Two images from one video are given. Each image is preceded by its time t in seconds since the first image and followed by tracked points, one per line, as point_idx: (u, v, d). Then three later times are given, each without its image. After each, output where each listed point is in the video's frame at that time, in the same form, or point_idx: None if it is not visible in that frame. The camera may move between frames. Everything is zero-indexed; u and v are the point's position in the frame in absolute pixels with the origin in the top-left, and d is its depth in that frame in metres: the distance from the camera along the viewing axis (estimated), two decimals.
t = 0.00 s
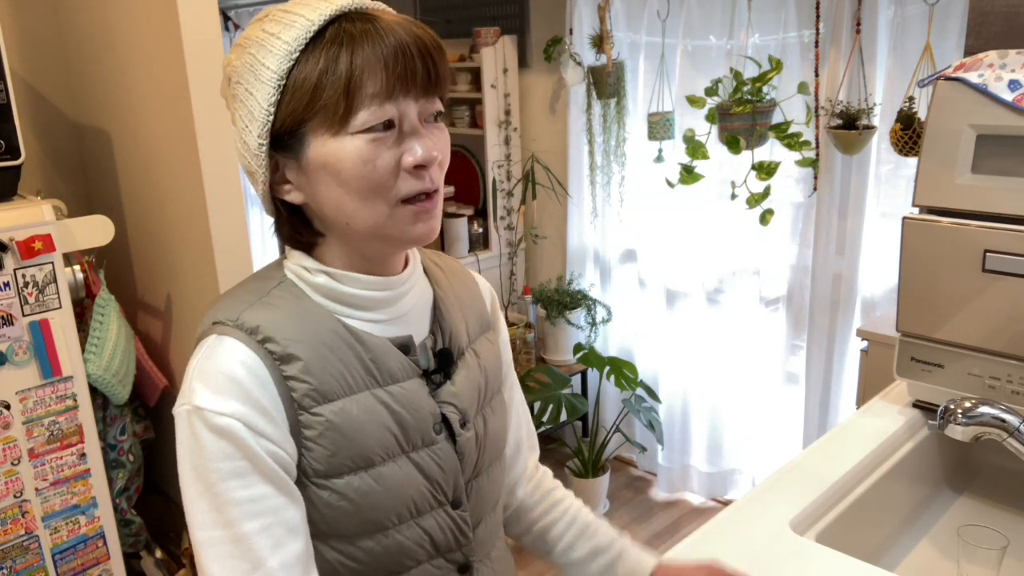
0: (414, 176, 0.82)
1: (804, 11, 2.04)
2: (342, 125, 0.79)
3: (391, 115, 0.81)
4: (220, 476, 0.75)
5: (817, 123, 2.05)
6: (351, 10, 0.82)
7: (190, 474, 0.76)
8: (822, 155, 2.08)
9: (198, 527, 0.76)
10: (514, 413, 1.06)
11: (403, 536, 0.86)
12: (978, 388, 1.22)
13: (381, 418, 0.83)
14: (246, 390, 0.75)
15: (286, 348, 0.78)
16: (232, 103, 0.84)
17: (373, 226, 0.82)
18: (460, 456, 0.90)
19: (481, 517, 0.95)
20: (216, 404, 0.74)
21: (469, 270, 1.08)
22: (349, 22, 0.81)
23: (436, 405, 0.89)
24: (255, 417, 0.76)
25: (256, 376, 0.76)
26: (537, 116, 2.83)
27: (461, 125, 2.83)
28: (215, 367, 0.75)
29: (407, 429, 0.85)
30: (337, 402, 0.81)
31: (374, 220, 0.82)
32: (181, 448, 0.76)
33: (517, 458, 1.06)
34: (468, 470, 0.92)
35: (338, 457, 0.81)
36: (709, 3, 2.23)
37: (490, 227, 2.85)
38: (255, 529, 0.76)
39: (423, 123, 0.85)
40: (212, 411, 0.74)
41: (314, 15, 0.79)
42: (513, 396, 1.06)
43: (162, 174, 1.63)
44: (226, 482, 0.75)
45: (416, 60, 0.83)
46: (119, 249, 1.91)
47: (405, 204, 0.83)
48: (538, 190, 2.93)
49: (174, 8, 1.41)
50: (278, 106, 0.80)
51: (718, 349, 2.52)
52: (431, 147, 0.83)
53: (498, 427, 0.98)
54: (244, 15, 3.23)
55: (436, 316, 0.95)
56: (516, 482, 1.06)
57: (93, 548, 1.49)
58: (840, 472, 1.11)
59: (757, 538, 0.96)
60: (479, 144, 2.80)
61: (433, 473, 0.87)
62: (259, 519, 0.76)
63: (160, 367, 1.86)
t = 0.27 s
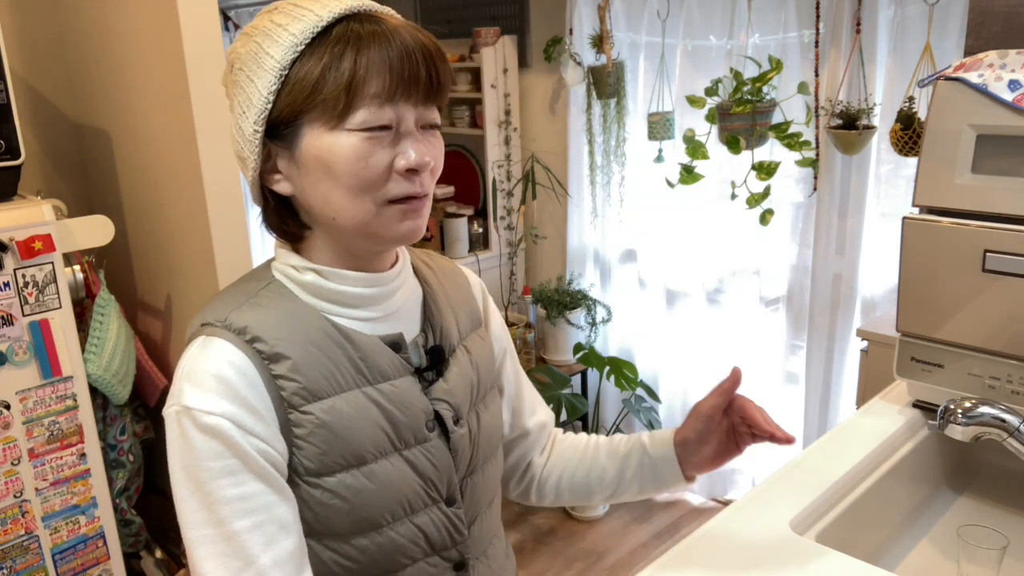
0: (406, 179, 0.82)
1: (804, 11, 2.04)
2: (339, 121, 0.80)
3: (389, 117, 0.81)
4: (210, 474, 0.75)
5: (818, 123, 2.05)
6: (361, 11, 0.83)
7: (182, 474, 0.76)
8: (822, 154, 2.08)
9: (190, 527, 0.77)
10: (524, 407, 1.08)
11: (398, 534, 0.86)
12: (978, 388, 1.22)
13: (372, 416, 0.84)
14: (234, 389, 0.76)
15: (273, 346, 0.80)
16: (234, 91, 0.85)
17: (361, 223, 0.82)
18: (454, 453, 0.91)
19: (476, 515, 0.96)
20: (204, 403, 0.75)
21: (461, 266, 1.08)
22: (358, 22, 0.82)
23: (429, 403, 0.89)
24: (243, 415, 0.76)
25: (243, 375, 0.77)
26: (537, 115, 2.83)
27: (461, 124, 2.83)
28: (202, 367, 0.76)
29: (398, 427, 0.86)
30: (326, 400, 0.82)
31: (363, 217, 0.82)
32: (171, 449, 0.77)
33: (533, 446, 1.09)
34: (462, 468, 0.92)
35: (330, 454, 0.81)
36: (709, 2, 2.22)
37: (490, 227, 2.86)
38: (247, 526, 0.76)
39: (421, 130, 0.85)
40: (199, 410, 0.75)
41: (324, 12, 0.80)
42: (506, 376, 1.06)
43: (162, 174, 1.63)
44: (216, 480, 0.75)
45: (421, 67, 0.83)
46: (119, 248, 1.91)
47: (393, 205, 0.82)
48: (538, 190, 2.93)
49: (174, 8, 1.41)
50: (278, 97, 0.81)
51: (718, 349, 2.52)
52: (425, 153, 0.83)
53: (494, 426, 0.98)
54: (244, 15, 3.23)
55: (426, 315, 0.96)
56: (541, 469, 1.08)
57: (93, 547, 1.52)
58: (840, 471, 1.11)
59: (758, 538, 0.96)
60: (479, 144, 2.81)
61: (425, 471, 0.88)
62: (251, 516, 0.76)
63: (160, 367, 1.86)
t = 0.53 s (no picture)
0: (393, 172, 0.82)
1: (804, 11, 2.04)
2: (323, 117, 0.80)
3: (373, 110, 0.82)
4: (202, 474, 0.76)
5: (817, 123, 2.05)
6: (345, 8, 0.84)
7: (175, 474, 0.77)
8: (822, 154, 2.08)
9: (183, 527, 0.77)
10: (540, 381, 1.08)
11: (392, 535, 0.86)
12: (978, 388, 1.22)
13: (365, 418, 0.84)
14: (225, 389, 0.77)
15: (265, 347, 0.80)
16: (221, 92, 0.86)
17: (351, 218, 0.82)
18: (449, 455, 0.90)
19: (472, 516, 0.95)
20: (196, 403, 0.76)
21: (460, 267, 1.08)
22: (340, 18, 0.82)
23: (423, 404, 0.89)
24: (234, 415, 0.77)
25: (235, 376, 0.78)
26: (537, 115, 2.83)
27: (461, 124, 2.83)
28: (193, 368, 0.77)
29: (391, 428, 0.86)
30: (318, 402, 0.82)
31: (352, 212, 0.82)
32: (164, 448, 0.77)
33: (555, 429, 1.05)
34: (458, 469, 0.92)
35: (321, 456, 0.81)
36: (709, 3, 2.23)
37: (490, 227, 2.86)
38: (239, 525, 0.76)
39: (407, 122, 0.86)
40: (191, 410, 0.75)
41: (305, 9, 0.81)
42: (513, 349, 1.07)
43: (162, 174, 1.63)
44: (208, 480, 0.76)
45: (404, 60, 0.84)
46: (119, 248, 1.91)
47: (384, 198, 0.82)
48: (538, 190, 2.93)
49: (174, 8, 1.41)
50: (262, 95, 0.82)
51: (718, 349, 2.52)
52: (412, 143, 0.83)
53: (492, 427, 0.97)
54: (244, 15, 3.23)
55: (422, 316, 0.96)
56: (569, 449, 1.04)
57: (93, 547, 1.52)
58: (840, 472, 1.11)
59: (758, 538, 0.96)
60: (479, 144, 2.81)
61: (419, 472, 0.87)
62: (244, 515, 0.77)
63: (160, 367, 1.87)
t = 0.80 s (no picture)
0: (380, 177, 0.82)
1: (805, 11, 2.04)
2: (306, 124, 0.81)
3: (357, 115, 0.82)
4: (197, 477, 0.75)
5: (817, 123, 2.05)
6: (323, 10, 0.84)
7: (170, 477, 0.77)
8: (822, 155, 2.08)
9: (180, 528, 0.77)
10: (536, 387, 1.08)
11: (389, 537, 0.86)
12: (978, 388, 1.22)
13: (360, 420, 0.84)
14: (218, 392, 0.77)
15: (258, 351, 0.80)
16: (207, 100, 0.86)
17: (340, 225, 0.82)
18: (446, 457, 0.91)
19: (472, 517, 0.96)
20: (189, 406, 0.76)
21: (461, 267, 1.08)
22: (318, 22, 0.82)
23: (420, 406, 0.89)
24: (229, 418, 0.77)
25: (228, 379, 0.78)
26: (537, 116, 2.83)
27: (461, 124, 2.83)
28: (187, 372, 0.77)
29: (387, 430, 0.86)
30: (313, 405, 0.82)
31: (341, 219, 0.82)
32: (158, 452, 0.77)
33: (552, 435, 1.05)
34: (456, 470, 0.92)
35: (316, 459, 0.82)
36: (709, 2, 2.22)
37: (490, 227, 2.86)
38: (235, 527, 0.76)
39: (393, 123, 0.86)
40: (184, 413, 0.75)
41: (282, 14, 0.81)
42: (511, 351, 1.07)
43: (162, 174, 1.63)
44: (204, 482, 0.76)
45: (384, 61, 0.84)
46: (119, 248, 1.91)
47: (372, 204, 0.83)
48: (538, 190, 2.93)
49: (175, 8, 1.41)
50: (246, 104, 0.82)
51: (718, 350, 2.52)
52: (399, 146, 0.83)
53: (491, 428, 0.97)
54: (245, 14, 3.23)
55: (419, 316, 0.96)
56: (564, 455, 1.04)
57: (93, 547, 1.53)
58: (839, 472, 1.11)
59: (758, 538, 0.96)
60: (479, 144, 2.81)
61: (416, 473, 0.88)
62: (240, 516, 0.77)
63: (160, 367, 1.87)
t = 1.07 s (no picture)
0: (370, 176, 0.82)
1: (804, 11, 2.04)
2: (295, 125, 0.81)
3: (347, 115, 0.82)
4: (193, 480, 0.76)
5: (817, 123, 2.05)
6: (312, 9, 0.84)
7: (166, 482, 0.77)
8: (822, 154, 2.08)
9: (177, 532, 0.77)
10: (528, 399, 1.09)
11: (386, 539, 0.87)
12: (978, 388, 1.22)
13: (356, 422, 0.84)
14: (212, 395, 0.77)
15: (252, 355, 0.81)
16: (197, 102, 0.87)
17: (331, 226, 0.83)
18: (444, 458, 0.90)
19: (470, 518, 0.95)
20: (183, 410, 0.76)
21: (459, 265, 1.07)
22: (305, 22, 0.82)
23: (417, 407, 0.89)
24: (224, 422, 0.77)
25: (222, 383, 0.78)
26: (537, 115, 2.83)
27: (461, 125, 2.83)
28: (181, 377, 0.78)
29: (383, 431, 0.86)
30: (308, 408, 0.82)
31: (331, 220, 0.82)
32: (154, 457, 0.78)
33: (545, 444, 1.09)
34: (454, 471, 0.92)
35: (311, 461, 0.82)
36: (709, 2, 2.22)
37: (490, 227, 2.86)
38: (231, 530, 0.77)
39: (382, 122, 0.86)
40: (178, 417, 0.76)
41: (270, 14, 0.81)
42: (510, 361, 1.07)
43: (162, 175, 1.63)
44: (199, 486, 0.76)
45: (372, 61, 0.84)
46: (119, 249, 1.91)
47: (362, 204, 0.83)
48: (538, 190, 2.93)
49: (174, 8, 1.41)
50: (234, 105, 0.83)
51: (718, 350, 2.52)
52: (388, 146, 0.83)
53: (489, 429, 0.97)
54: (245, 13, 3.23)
55: (415, 316, 0.96)
56: (553, 465, 1.08)
57: (93, 548, 1.53)
58: (838, 473, 1.10)
59: (758, 538, 0.96)
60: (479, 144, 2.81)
61: (413, 475, 0.88)
62: (236, 519, 0.77)
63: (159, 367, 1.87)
